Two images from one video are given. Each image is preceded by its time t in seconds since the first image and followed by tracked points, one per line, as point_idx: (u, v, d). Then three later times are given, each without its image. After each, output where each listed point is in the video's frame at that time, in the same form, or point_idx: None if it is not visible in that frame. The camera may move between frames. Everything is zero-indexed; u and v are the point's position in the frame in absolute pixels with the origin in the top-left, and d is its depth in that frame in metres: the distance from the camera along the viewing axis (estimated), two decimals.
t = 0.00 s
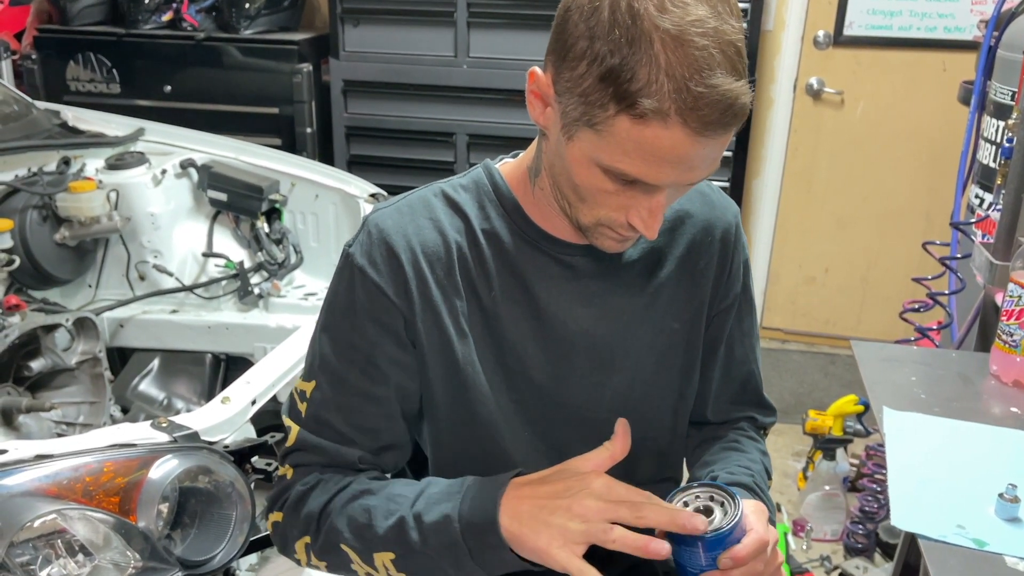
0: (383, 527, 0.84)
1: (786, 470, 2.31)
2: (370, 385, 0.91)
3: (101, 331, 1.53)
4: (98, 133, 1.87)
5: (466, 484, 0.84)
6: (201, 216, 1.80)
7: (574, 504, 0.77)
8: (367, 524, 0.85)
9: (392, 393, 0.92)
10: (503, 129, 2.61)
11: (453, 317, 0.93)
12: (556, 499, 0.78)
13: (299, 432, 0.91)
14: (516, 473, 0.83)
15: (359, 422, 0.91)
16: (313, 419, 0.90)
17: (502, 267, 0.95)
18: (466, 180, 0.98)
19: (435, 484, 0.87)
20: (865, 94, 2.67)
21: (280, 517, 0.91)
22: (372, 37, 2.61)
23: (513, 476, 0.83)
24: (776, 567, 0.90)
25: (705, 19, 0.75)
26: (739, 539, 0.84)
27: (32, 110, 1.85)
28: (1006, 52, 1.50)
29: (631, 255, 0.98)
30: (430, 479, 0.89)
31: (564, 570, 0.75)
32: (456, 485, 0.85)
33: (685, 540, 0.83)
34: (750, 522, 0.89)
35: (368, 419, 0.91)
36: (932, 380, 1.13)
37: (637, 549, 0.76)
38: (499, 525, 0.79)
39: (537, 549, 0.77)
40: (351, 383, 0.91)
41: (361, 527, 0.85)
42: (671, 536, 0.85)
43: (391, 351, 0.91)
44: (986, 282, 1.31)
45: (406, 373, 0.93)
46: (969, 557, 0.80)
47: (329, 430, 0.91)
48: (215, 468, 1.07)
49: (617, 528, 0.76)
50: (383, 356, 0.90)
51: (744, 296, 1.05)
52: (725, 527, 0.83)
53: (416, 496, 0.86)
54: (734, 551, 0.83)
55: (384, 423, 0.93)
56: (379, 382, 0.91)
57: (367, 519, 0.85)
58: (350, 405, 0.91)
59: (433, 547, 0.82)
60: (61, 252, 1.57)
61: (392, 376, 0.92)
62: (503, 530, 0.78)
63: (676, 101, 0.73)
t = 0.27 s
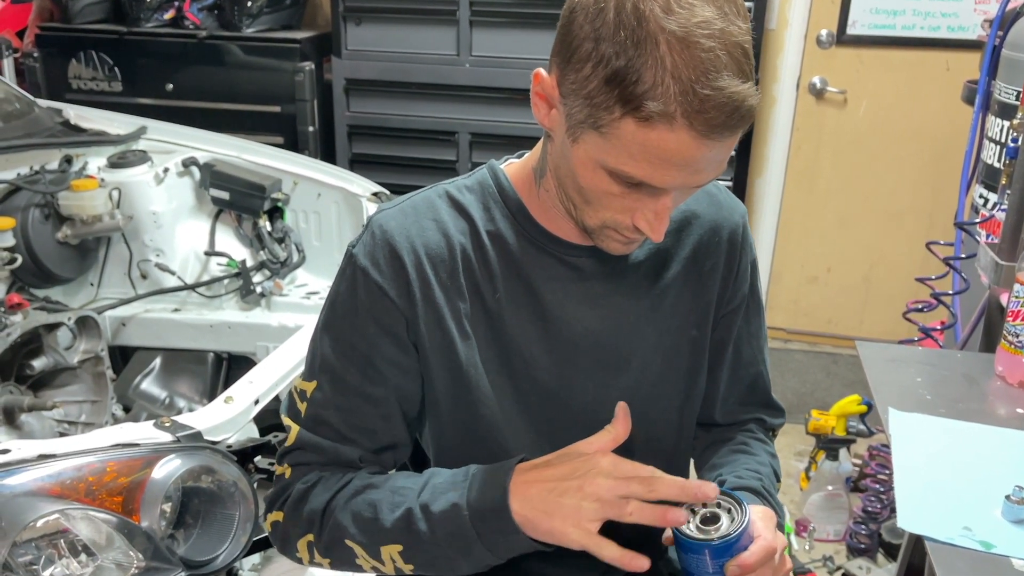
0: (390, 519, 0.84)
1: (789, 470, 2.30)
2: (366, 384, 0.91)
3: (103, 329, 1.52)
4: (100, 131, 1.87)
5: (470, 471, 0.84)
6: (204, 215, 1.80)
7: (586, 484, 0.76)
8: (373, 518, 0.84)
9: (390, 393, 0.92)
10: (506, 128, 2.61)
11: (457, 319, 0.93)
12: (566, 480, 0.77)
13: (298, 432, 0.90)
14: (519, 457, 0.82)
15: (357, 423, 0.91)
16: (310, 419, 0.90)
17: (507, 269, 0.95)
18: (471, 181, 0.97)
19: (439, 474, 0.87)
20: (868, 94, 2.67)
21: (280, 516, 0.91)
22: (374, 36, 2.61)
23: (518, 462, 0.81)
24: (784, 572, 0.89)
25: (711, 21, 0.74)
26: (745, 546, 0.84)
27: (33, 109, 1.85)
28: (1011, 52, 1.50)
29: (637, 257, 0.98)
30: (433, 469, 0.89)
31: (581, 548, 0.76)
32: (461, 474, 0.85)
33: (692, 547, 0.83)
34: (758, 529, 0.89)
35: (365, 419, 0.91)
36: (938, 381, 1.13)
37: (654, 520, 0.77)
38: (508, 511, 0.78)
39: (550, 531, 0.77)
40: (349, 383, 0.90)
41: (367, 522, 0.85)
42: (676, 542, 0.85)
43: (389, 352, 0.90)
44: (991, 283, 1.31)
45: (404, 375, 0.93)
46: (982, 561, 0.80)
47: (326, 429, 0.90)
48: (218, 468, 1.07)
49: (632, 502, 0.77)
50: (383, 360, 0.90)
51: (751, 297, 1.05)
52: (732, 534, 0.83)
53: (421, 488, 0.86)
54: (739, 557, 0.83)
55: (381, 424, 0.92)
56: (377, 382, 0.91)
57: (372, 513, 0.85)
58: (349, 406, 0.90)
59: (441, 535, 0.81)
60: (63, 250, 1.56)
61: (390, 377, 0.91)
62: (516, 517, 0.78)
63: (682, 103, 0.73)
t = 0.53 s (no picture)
0: (422, 534, 0.83)
1: (792, 469, 2.30)
2: (388, 389, 0.90)
3: (105, 328, 1.52)
4: (103, 130, 1.87)
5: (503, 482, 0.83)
6: (206, 214, 1.80)
7: (624, 498, 0.77)
8: (405, 533, 0.84)
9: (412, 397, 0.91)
10: (509, 126, 2.60)
11: (464, 319, 0.93)
12: (603, 493, 0.77)
13: (322, 444, 0.90)
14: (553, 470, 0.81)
15: (380, 429, 0.90)
16: (334, 429, 0.90)
17: (511, 269, 0.94)
18: (474, 180, 0.97)
19: (470, 487, 0.86)
20: (870, 93, 2.66)
21: (308, 533, 0.90)
22: (376, 34, 2.60)
23: (554, 474, 0.81)
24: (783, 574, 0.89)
25: (716, 19, 0.74)
26: (744, 547, 0.83)
27: (36, 107, 1.85)
28: (1016, 51, 1.49)
29: (641, 257, 0.98)
30: (464, 483, 0.88)
31: (616, 563, 0.77)
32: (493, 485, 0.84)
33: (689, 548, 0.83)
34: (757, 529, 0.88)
35: (389, 424, 0.90)
36: (944, 382, 1.13)
37: (694, 536, 0.78)
38: (543, 523, 0.77)
39: (585, 546, 0.77)
40: (369, 389, 0.90)
41: (398, 537, 0.84)
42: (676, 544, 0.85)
43: (405, 354, 0.90)
44: (997, 283, 1.31)
45: (420, 374, 0.92)
46: (984, 561, 0.79)
47: (351, 439, 0.89)
48: (221, 468, 1.06)
49: (671, 519, 0.78)
50: (399, 360, 0.90)
51: (755, 296, 1.05)
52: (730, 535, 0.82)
53: (453, 501, 0.85)
54: (738, 559, 0.82)
55: (405, 426, 0.92)
56: (396, 386, 0.90)
57: (404, 528, 0.84)
58: (369, 411, 0.90)
59: (475, 547, 0.80)
60: (66, 249, 1.56)
61: (409, 379, 0.91)
62: (551, 529, 0.77)
63: (687, 102, 0.72)
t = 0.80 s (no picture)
0: (396, 528, 0.83)
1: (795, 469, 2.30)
2: (381, 386, 0.90)
3: (110, 328, 1.52)
4: (107, 129, 1.87)
5: (481, 482, 0.83)
6: (210, 213, 1.80)
7: (592, 506, 0.76)
8: (381, 525, 0.84)
9: (405, 394, 0.91)
10: (512, 126, 2.60)
11: (469, 319, 0.93)
12: (574, 499, 0.77)
13: (311, 434, 0.90)
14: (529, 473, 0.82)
15: (372, 425, 0.90)
16: (325, 420, 0.90)
17: (517, 269, 0.94)
18: (482, 180, 0.97)
19: (448, 484, 0.86)
20: (877, 94, 2.66)
21: (291, 518, 0.91)
22: (380, 34, 2.61)
23: (528, 477, 0.81)
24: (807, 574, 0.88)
25: (731, 22, 0.74)
26: (770, 547, 0.83)
27: (40, 106, 1.85)
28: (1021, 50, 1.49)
29: (649, 258, 0.98)
30: (443, 480, 0.88)
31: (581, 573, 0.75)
32: (470, 485, 0.84)
33: (715, 547, 0.82)
34: (782, 530, 0.88)
35: (381, 421, 0.91)
36: (949, 381, 1.12)
37: (656, 552, 0.76)
38: (513, 526, 0.77)
39: (552, 551, 0.76)
40: (364, 385, 0.90)
41: (374, 528, 0.84)
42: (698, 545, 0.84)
43: (404, 353, 0.90)
44: (1002, 282, 1.30)
45: (419, 375, 0.92)
46: (991, 561, 0.79)
47: (341, 431, 0.90)
48: (226, 467, 1.07)
49: (635, 529, 0.76)
50: (397, 359, 0.90)
51: (764, 297, 1.04)
52: (756, 534, 0.82)
53: (430, 497, 0.85)
54: (766, 559, 0.82)
55: (396, 425, 0.92)
56: (391, 383, 0.90)
57: (380, 520, 0.84)
58: (362, 408, 0.90)
59: (447, 547, 0.80)
60: (70, 248, 1.57)
61: (404, 377, 0.91)
62: (544, 526, 0.77)
63: (701, 106, 0.72)
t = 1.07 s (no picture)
0: (418, 524, 0.84)
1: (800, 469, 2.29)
2: (389, 388, 0.90)
3: (116, 327, 1.53)
4: (113, 129, 1.88)
5: (497, 473, 0.84)
6: (215, 213, 1.80)
7: (619, 487, 0.76)
8: (400, 523, 0.84)
9: (412, 396, 0.92)
10: (517, 126, 2.60)
11: (473, 321, 0.93)
12: (598, 483, 0.77)
13: (320, 438, 0.91)
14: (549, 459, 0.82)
15: (377, 426, 0.91)
16: (333, 424, 0.90)
17: (521, 271, 0.94)
18: (486, 181, 0.97)
19: (467, 476, 0.86)
20: (881, 93, 2.65)
21: (303, 523, 0.90)
22: (384, 34, 2.61)
23: (549, 464, 0.81)
24: None
25: (735, 15, 0.74)
26: (767, 558, 0.83)
27: (46, 106, 1.86)
28: None
29: (653, 260, 0.98)
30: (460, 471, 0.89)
31: (614, 552, 0.76)
32: (488, 477, 0.84)
33: (710, 559, 0.81)
34: (779, 539, 0.87)
35: (386, 422, 0.91)
36: (955, 382, 1.12)
37: (688, 524, 0.76)
38: (540, 511, 0.78)
39: (583, 535, 0.76)
40: (370, 386, 0.90)
41: (393, 527, 0.85)
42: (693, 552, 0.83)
43: (409, 356, 0.90)
44: (1008, 282, 1.30)
45: (423, 376, 0.92)
46: (997, 561, 0.79)
47: (348, 434, 0.90)
48: (231, 466, 1.07)
49: (665, 507, 0.76)
50: (401, 361, 0.90)
51: (769, 298, 1.04)
52: (751, 547, 0.81)
53: (449, 491, 0.85)
54: (761, 570, 0.82)
55: (403, 426, 0.92)
56: (396, 384, 0.90)
57: (400, 518, 0.84)
58: (369, 409, 0.90)
59: (470, 537, 0.81)
60: (76, 248, 1.57)
61: (410, 378, 0.91)
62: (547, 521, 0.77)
63: (708, 98, 0.72)
